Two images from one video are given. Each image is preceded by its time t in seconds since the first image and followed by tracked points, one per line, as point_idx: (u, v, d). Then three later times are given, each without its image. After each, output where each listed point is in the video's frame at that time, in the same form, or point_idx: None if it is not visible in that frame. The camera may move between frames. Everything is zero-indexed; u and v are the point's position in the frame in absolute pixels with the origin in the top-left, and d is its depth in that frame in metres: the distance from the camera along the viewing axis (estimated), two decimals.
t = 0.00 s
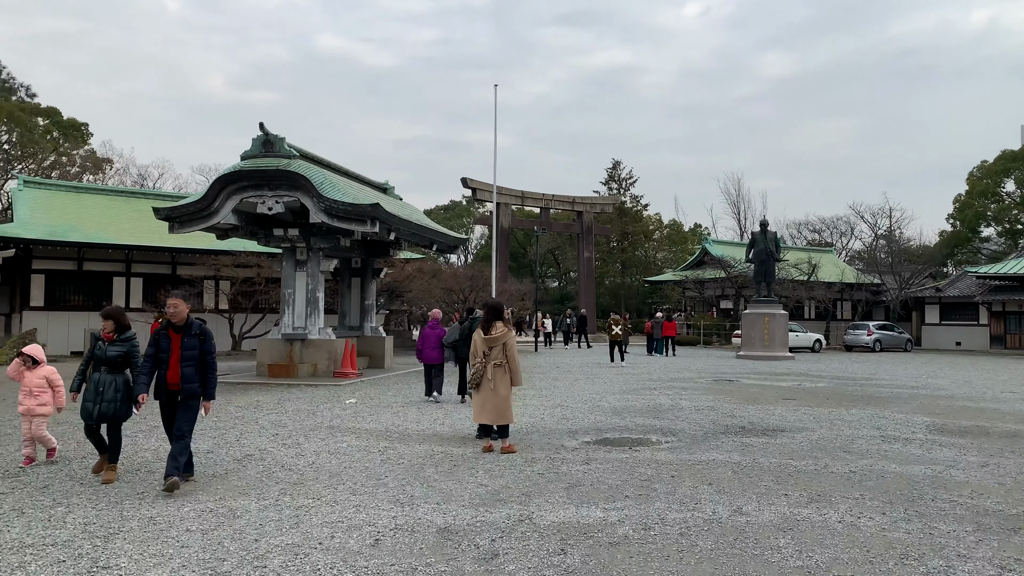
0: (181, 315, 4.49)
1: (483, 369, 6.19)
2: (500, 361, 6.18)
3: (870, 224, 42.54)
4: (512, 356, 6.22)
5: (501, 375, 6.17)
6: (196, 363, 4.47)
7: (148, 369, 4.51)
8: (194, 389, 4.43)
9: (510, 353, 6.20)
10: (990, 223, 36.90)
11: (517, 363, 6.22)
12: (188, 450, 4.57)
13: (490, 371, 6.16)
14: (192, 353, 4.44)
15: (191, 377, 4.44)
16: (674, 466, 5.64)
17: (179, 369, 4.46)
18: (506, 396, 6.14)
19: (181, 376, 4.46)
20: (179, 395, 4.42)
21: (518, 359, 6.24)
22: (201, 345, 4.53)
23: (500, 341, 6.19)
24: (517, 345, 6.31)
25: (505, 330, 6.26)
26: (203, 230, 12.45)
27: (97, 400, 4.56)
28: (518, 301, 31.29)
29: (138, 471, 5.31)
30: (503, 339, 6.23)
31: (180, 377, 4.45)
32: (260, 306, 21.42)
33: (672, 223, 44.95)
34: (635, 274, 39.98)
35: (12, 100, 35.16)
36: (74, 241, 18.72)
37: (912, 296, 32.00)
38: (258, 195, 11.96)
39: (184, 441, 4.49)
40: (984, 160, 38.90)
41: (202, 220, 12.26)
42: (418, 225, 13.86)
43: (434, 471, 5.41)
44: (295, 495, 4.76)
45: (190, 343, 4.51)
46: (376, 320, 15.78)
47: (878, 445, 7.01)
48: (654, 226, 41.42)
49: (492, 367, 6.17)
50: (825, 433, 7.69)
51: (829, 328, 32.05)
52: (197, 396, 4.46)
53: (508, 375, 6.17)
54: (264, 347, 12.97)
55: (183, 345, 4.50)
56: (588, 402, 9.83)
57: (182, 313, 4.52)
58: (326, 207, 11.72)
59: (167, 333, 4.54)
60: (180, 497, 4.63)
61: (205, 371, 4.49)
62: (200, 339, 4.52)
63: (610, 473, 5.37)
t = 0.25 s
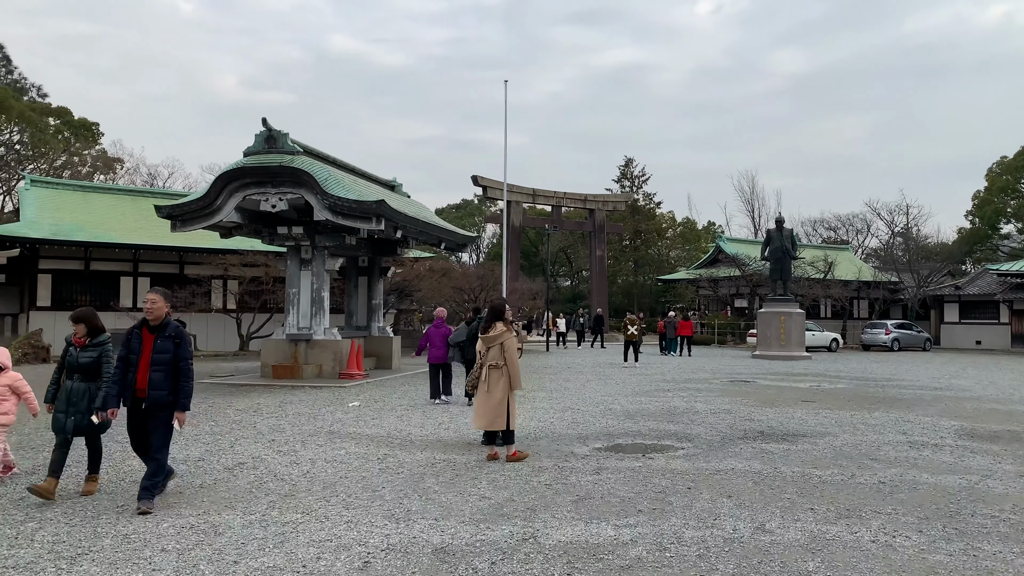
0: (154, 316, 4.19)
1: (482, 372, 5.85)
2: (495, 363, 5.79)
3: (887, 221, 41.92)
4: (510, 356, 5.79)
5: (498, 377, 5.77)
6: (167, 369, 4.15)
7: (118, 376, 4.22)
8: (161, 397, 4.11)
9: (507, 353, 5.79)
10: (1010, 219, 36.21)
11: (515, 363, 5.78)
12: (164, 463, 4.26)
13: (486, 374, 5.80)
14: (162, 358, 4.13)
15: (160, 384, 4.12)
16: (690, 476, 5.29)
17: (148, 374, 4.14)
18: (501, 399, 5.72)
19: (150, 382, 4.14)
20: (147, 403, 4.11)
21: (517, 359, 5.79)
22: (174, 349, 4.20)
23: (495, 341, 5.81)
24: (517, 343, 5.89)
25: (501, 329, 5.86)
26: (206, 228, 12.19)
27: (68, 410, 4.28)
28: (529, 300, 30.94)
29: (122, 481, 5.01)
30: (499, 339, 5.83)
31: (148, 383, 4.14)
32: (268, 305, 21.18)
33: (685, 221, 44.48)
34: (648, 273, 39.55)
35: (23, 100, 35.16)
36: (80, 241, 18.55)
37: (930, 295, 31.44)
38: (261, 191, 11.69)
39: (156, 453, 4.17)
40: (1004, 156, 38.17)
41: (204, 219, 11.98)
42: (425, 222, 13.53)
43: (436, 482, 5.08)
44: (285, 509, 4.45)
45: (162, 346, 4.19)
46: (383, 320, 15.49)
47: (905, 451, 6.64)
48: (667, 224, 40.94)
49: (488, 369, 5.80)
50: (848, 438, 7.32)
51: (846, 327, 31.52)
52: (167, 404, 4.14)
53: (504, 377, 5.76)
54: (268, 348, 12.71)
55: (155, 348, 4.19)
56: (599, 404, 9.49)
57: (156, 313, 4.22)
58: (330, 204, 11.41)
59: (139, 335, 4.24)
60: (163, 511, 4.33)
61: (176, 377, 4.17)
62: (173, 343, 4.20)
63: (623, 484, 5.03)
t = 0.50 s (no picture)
0: (115, 322, 3.91)
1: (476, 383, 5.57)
2: (486, 371, 5.48)
3: (896, 221, 41.48)
4: (503, 363, 5.46)
5: (492, 386, 5.47)
6: (132, 381, 3.88)
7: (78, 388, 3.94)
8: (128, 410, 3.85)
9: (501, 360, 5.48)
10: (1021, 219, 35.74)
11: (507, 370, 5.44)
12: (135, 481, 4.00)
13: (482, 384, 5.51)
14: (126, 368, 3.85)
15: (124, 398, 3.86)
16: (699, 492, 5.01)
17: (111, 387, 3.88)
18: (493, 409, 5.39)
19: (113, 395, 3.88)
20: (112, 418, 3.85)
21: (510, 366, 5.45)
22: (139, 359, 3.92)
23: (485, 349, 5.51)
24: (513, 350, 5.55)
25: (493, 335, 5.55)
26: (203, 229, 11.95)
27: (26, 429, 4.01)
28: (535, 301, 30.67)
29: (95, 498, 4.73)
30: (492, 346, 5.53)
31: (112, 397, 3.87)
32: (270, 307, 20.97)
33: (692, 221, 44.11)
34: (655, 273, 39.24)
35: (27, 101, 35.08)
36: (79, 242, 18.34)
37: (941, 295, 31.03)
38: (259, 191, 11.45)
39: (124, 471, 3.90)
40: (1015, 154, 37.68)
41: (200, 219, 11.73)
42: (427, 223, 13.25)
43: (429, 498, 4.80)
44: (268, 529, 4.18)
45: (126, 356, 3.90)
46: (385, 322, 15.24)
47: (925, 463, 6.33)
48: (673, 224, 40.62)
49: (482, 378, 5.50)
50: (864, 448, 7.01)
51: (855, 328, 31.15)
52: (132, 418, 3.87)
53: (497, 385, 5.43)
54: (267, 351, 12.41)
55: (117, 358, 3.92)
56: (605, 410, 9.19)
57: (118, 320, 3.93)
58: (329, 204, 11.14)
59: (101, 343, 3.95)
60: (137, 530, 4.07)
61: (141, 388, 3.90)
62: (139, 351, 3.92)
63: (629, 501, 4.74)
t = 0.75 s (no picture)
0: (65, 328, 3.63)
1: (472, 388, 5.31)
2: (480, 378, 5.23)
3: (900, 220, 41.17)
4: (496, 368, 5.20)
5: (488, 392, 5.22)
6: (85, 393, 3.61)
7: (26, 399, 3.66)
8: (81, 425, 3.58)
9: (495, 365, 5.21)
10: None
11: (500, 375, 5.17)
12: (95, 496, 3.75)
13: (478, 389, 5.27)
14: (79, 379, 3.59)
15: (77, 411, 3.59)
16: (707, 502, 4.75)
17: (62, 399, 3.60)
18: (488, 417, 5.14)
19: (65, 408, 3.60)
20: (63, 433, 3.58)
21: (503, 370, 5.18)
22: (92, 368, 3.66)
23: (478, 353, 5.25)
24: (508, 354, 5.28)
25: (485, 338, 5.27)
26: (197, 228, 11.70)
27: None
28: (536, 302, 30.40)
29: (67, 510, 4.46)
30: (485, 349, 5.26)
31: (63, 410, 3.60)
32: (268, 307, 20.72)
33: (695, 220, 43.84)
34: (657, 273, 38.94)
35: (25, 100, 34.86)
36: (75, 242, 18.09)
37: (946, 295, 30.75)
38: (253, 189, 11.20)
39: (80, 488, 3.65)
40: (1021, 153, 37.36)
41: (194, 218, 11.48)
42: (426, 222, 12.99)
43: (422, 510, 4.53)
44: (248, 544, 3.91)
45: (78, 365, 3.63)
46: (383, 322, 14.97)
47: (942, 470, 6.06)
48: (676, 224, 40.32)
49: (477, 384, 5.26)
50: (878, 454, 6.74)
51: (860, 328, 30.85)
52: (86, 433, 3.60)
53: (492, 392, 5.18)
54: (262, 352, 12.12)
55: (69, 367, 3.64)
56: (608, 414, 8.92)
57: (68, 325, 3.65)
58: (325, 202, 10.87)
59: (50, 351, 3.67)
60: (107, 546, 3.81)
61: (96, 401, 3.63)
62: (92, 360, 3.65)
63: (633, 512, 4.48)
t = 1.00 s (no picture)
0: None
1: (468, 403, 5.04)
2: (470, 391, 4.95)
3: (902, 221, 40.96)
4: (484, 381, 4.87)
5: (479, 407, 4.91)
6: (18, 410, 3.35)
7: None
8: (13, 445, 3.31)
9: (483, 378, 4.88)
10: None
11: (487, 389, 4.84)
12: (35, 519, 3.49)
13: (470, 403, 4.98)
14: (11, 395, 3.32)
15: (10, 431, 3.32)
16: (712, 522, 4.48)
17: None
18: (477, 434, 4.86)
19: None
20: None
21: (490, 383, 4.83)
22: (25, 381, 3.39)
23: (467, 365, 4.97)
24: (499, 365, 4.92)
25: (474, 349, 4.98)
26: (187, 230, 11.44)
27: None
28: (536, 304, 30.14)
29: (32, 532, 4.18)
30: (475, 362, 4.96)
31: None
32: (263, 310, 20.46)
33: (695, 222, 43.61)
34: (658, 275, 38.67)
35: (21, 101, 34.62)
36: (67, 244, 17.83)
37: (949, 297, 30.52)
38: (244, 190, 10.95)
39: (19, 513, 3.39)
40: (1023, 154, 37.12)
41: (184, 219, 11.22)
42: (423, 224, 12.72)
43: (409, 531, 4.27)
44: (221, 571, 3.64)
45: (9, 381, 3.36)
46: (379, 326, 14.70)
47: (957, 483, 5.79)
48: (676, 225, 40.07)
49: (469, 398, 4.98)
50: (888, 464, 6.48)
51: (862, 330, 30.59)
52: (21, 453, 3.34)
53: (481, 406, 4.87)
54: (254, 357, 11.90)
55: None
56: (608, 422, 8.67)
57: None
58: (317, 203, 10.61)
59: None
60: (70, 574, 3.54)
61: (30, 419, 3.37)
62: (24, 373, 3.39)
63: (633, 534, 4.21)
